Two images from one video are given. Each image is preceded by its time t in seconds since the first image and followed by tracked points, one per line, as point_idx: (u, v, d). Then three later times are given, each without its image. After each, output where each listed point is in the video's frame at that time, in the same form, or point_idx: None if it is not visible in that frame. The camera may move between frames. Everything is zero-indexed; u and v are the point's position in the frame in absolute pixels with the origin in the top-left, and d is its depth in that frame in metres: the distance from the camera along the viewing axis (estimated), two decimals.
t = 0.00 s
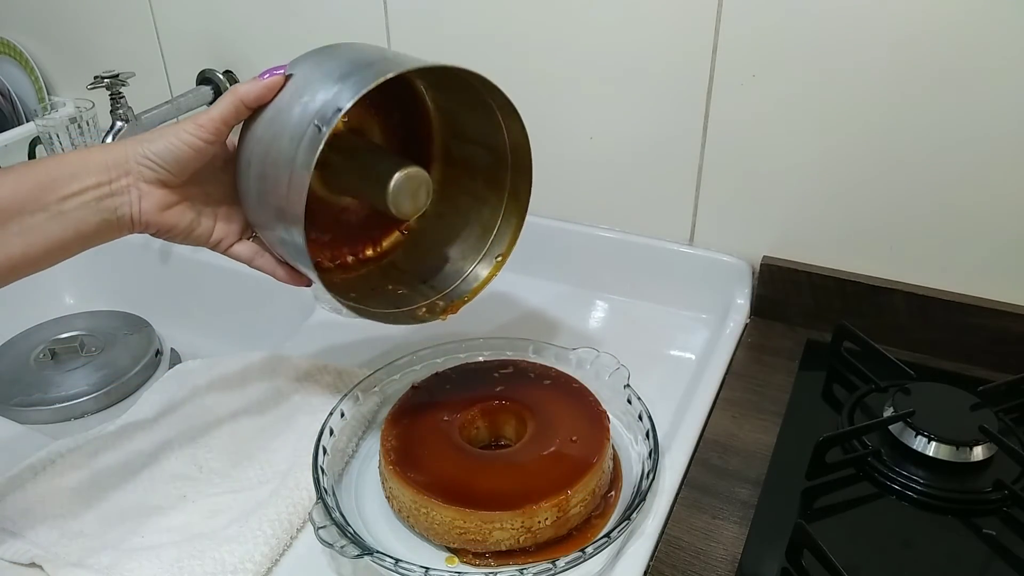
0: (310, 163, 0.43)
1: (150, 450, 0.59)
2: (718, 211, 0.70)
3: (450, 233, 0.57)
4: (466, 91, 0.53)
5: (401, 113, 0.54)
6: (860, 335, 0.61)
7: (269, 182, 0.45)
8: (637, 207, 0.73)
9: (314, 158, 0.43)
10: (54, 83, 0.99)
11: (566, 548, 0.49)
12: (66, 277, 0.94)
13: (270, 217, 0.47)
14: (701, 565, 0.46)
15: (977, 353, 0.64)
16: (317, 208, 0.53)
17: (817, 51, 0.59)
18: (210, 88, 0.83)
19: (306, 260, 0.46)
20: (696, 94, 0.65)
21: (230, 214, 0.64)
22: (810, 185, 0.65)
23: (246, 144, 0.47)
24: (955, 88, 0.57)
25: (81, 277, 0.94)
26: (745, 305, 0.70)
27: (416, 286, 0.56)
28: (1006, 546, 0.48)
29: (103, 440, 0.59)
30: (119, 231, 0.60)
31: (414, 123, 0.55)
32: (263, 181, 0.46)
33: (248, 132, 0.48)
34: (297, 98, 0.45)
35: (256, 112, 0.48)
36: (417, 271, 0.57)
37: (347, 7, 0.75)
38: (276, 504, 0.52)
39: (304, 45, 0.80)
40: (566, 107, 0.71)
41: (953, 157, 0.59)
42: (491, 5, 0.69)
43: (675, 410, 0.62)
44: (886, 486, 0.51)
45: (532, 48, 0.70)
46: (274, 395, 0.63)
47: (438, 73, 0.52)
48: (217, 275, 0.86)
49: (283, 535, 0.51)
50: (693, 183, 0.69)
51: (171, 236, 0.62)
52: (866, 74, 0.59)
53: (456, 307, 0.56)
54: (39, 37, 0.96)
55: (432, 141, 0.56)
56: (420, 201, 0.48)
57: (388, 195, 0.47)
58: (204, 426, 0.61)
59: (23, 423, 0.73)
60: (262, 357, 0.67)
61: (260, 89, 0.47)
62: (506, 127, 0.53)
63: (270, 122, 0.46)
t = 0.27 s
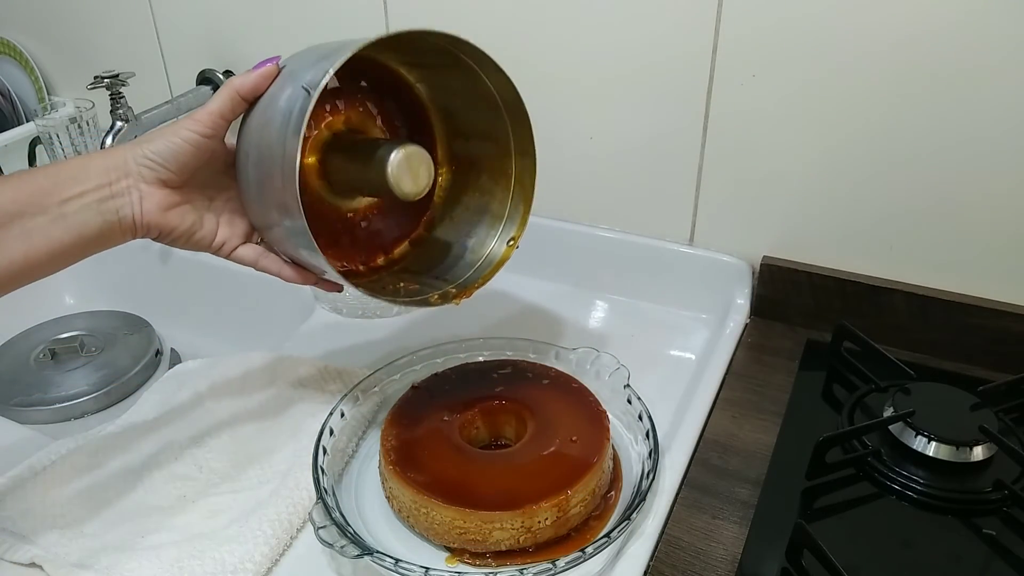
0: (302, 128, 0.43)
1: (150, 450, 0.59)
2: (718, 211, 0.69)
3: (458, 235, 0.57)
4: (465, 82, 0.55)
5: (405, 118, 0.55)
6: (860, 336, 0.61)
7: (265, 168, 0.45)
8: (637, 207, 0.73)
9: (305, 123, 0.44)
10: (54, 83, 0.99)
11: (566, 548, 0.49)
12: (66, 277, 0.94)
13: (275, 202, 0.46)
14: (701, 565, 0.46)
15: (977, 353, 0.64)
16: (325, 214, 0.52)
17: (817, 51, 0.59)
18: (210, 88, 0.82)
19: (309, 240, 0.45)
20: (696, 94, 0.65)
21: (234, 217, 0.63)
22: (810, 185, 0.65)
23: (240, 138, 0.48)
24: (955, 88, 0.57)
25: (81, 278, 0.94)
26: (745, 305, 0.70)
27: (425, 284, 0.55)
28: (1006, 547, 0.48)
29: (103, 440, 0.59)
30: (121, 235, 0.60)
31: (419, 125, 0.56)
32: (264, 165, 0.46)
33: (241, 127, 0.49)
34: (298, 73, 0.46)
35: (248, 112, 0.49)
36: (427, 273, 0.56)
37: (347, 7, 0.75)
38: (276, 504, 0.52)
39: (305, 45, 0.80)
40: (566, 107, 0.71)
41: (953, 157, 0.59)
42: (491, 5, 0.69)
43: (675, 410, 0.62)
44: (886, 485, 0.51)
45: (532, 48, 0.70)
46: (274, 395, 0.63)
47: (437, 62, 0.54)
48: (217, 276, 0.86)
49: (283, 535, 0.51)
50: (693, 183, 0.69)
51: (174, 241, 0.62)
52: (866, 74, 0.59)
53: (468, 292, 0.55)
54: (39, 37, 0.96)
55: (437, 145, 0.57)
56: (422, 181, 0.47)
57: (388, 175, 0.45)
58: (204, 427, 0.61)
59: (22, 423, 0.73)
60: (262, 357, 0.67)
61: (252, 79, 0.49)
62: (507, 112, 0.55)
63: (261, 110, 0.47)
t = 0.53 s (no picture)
0: (284, 126, 0.44)
1: (150, 450, 0.59)
2: (719, 211, 0.69)
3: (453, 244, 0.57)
4: (455, 90, 0.56)
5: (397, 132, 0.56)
6: (860, 336, 0.61)
7: (252, 171, 0.46)
8: (637, 207, 0.73)
9: (287, 121, 0.45)
10: (54, 83, 0.99)
11: (566, 548, 0.49)
12: (66, 277, 0.94)
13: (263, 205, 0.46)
14: (701, 565, 0.46)
15: (978, 353, 0.64)
16: (320, 226, 0.52)
17: (818, 50, 0.59)
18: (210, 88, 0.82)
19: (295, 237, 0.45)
20: (696, 94, 0.65)
21: (223, 229, 0.63)
22: (810, 185, 0.65)
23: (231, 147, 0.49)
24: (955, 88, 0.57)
25: (81, 278, 0.94)
26: (745, 305, 0.70)
27: (419, 290, 0.54)
28: (1006, 547, 0.48)
29: (103, 440, 0.59)
30: (111, 245, 0.60)
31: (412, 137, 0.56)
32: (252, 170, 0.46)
33: (232, 137, 0.49)
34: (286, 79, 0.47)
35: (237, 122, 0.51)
36: (422, 281, 0.55)
37: (347, 7, 0.75)
38: (276, 504, 0.52)
39: (305, 45, 0.80)
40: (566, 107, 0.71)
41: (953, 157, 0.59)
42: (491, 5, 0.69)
43: (674, 410, 0.62)
44: (886, 485, 0.51)
45: (533, 48, 0.70)
46: (273, 396, 0.63)
47: (426, 72, 0.55)
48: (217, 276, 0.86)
49: (283, 535, 0.51)
50: (693, 183, 0.69)
51: (164, 252, 0.62)
52: (866, 74, 0.59)
53: (461, 295, 0.54)
54: (39, 37, 0.96)
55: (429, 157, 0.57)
56: (413, 185, 0.47)
57: (376, 179, 0.45)
58: (204, 427, 0.61)
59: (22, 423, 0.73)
60: (262, 357, 0.67)
61: (241, 85, 0.52)
62: (498, 118, 0.55)
63: (250, 116, 0.48)
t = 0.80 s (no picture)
0: (284, 142, 0.45)
1: (150, 450, 0.59)
2: (718, 211, 0.69)
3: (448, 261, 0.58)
4: (452, 108, 0.56)
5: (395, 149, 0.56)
6: (860, 336, 0.61)
7: (250, 186, 0.46)
8: (637, 206, 0.73)
9: (288, 138, 0.45)
10: (54, 83, 0.99)
11: (566, 548, 0.49)
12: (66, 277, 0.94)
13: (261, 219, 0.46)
14: (701, 565, 0.46)
15: (978, 353, 0.64)
16: (317, 242, 0.52)
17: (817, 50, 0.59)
18: (210, 88, 0.82)
19: (294, 253, 0.45)
20: (696, 94, 0.65)
21: (221, 243, 0.63)
22: (810, 185, 0.65)
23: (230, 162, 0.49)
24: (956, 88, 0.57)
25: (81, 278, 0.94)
26: (745, 305, 0.70)
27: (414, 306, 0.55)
28: (1006, 547, 0.48)
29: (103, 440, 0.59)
30: (109, 259, 0.60)
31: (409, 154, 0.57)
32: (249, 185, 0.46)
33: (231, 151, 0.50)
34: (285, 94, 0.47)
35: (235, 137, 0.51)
36: (417, 297, 0.56)
37: (347, 7, 0.75)
38: (276, 504, 0.52)
39: (305, 45, 0.80)
40: (566, 106, 0.71)
41: (953, 157, 0.59)
42: (491, 5, 0.69)
43: (674, 410, 0.62)
44: (886, 485, 0.51)
45: (533, 48, 0.70)
46: (273, 396, 0.63)
47: (423, 89, 0.56)
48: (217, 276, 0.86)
49: (282, 535, 0.51)
50: (693, 183, 0.69)
51: (162, 267, 0.62)
52: (866, 73, 0.59)
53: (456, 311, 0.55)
54: (39, 37, 0.96)
55: (426, 174, 0.57)
56: (411, 202, 0.47)
57: (375, 197, 0.45)
58: (204, 427, 0.61)
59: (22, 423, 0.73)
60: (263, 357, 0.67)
61: (240, 101, 0.53)
62: (493, 135, 0.56)
63: (249, 131, 0.48)
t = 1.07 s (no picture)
0: (290, 140, 0.45)
1: (150, 450, 0.59)
2: (718, 211, 0.70)
3: (455, 261, 0.57)
4: (459, 108, 0.56)
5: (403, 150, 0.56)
6: (860, 336, 0.61)
7: (255, 184, 0.46)
8: (637, 207, 0.73)
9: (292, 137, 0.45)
10: (54, 83, 0.99)
11: (566, 548, 0.49)
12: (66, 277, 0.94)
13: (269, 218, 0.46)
14: (701, 565, 0.46)
15: (978, 353, 0.64)
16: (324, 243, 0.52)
17: (817, 51, 0.59)
18: (211, 87, 0.83)
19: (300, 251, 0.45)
20: (696, 94, 0.65)
21: (226, 244, 0.63)
22: (810, 185, 0.65)
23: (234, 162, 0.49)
24: (956, 88, 0.57)
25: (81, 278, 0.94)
26: (745, 305, 0.70)
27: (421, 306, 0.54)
28: (1006, 547, 0.48)
29: (103, 441, 0.59)
30: (113, 260, 0.60)
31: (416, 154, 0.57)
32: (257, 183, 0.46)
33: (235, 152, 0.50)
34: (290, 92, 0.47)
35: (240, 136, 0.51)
36: (423, 297, 0.55)
37: (347, 6, 0.75)
38: (276, 504, 0.52)
39: (305, 45, 0.80)
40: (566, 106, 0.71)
41: (953, 157, 0.59)
42: (491, 5, 0.69)
43: (675, 410, 0.62)
44: (886, 485, 0.51)
45: (533, 47, 0.70)
46: (274, 396, 0.63)
47: (431, 89, 0.56)
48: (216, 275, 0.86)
49: (282, 536, 0.51)
50: (693, 183, 0.69)
51: (166, 268, 0.62)
52: (866, 73, 0.59)
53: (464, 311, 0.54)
54: (39, 37, 0.96)
55: (433, 174, 0.57)
56: (417, 199, 0.47)
57: (381, 193, 0.45)
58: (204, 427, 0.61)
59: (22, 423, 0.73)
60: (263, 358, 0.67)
61: (246, 101, 0.53)
62: (500, 134, 0.56)
63: (254, 131, 0.48)
